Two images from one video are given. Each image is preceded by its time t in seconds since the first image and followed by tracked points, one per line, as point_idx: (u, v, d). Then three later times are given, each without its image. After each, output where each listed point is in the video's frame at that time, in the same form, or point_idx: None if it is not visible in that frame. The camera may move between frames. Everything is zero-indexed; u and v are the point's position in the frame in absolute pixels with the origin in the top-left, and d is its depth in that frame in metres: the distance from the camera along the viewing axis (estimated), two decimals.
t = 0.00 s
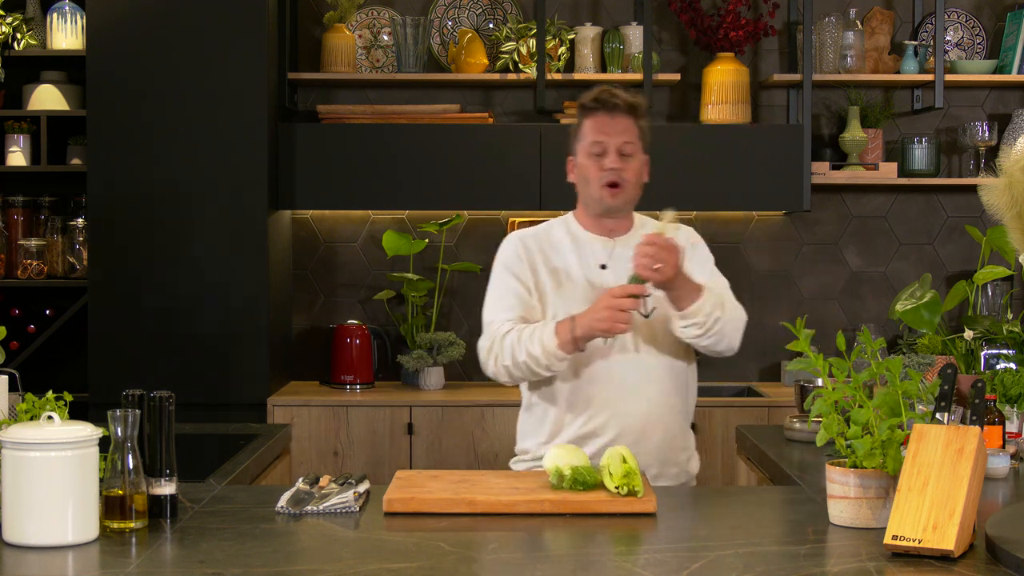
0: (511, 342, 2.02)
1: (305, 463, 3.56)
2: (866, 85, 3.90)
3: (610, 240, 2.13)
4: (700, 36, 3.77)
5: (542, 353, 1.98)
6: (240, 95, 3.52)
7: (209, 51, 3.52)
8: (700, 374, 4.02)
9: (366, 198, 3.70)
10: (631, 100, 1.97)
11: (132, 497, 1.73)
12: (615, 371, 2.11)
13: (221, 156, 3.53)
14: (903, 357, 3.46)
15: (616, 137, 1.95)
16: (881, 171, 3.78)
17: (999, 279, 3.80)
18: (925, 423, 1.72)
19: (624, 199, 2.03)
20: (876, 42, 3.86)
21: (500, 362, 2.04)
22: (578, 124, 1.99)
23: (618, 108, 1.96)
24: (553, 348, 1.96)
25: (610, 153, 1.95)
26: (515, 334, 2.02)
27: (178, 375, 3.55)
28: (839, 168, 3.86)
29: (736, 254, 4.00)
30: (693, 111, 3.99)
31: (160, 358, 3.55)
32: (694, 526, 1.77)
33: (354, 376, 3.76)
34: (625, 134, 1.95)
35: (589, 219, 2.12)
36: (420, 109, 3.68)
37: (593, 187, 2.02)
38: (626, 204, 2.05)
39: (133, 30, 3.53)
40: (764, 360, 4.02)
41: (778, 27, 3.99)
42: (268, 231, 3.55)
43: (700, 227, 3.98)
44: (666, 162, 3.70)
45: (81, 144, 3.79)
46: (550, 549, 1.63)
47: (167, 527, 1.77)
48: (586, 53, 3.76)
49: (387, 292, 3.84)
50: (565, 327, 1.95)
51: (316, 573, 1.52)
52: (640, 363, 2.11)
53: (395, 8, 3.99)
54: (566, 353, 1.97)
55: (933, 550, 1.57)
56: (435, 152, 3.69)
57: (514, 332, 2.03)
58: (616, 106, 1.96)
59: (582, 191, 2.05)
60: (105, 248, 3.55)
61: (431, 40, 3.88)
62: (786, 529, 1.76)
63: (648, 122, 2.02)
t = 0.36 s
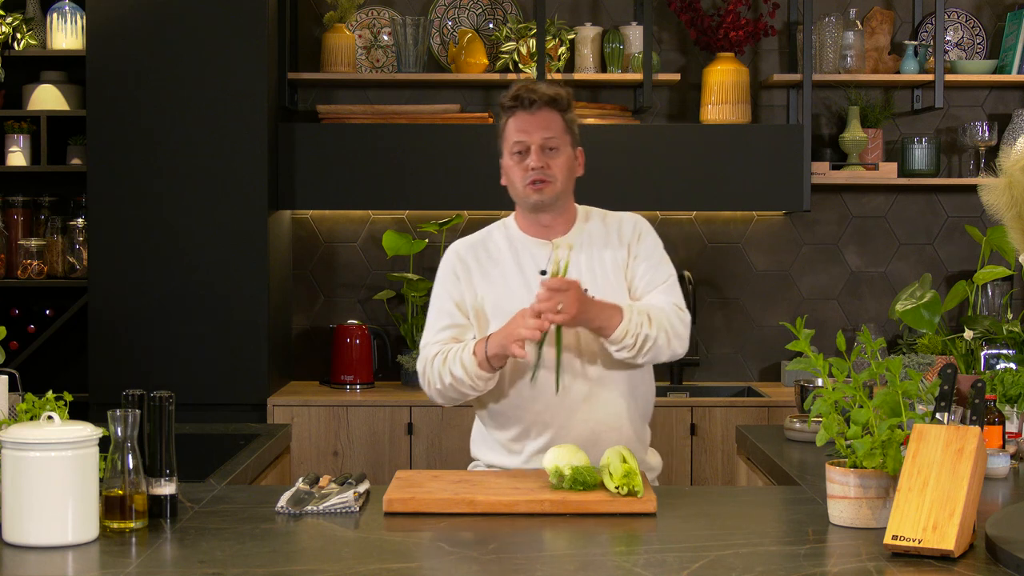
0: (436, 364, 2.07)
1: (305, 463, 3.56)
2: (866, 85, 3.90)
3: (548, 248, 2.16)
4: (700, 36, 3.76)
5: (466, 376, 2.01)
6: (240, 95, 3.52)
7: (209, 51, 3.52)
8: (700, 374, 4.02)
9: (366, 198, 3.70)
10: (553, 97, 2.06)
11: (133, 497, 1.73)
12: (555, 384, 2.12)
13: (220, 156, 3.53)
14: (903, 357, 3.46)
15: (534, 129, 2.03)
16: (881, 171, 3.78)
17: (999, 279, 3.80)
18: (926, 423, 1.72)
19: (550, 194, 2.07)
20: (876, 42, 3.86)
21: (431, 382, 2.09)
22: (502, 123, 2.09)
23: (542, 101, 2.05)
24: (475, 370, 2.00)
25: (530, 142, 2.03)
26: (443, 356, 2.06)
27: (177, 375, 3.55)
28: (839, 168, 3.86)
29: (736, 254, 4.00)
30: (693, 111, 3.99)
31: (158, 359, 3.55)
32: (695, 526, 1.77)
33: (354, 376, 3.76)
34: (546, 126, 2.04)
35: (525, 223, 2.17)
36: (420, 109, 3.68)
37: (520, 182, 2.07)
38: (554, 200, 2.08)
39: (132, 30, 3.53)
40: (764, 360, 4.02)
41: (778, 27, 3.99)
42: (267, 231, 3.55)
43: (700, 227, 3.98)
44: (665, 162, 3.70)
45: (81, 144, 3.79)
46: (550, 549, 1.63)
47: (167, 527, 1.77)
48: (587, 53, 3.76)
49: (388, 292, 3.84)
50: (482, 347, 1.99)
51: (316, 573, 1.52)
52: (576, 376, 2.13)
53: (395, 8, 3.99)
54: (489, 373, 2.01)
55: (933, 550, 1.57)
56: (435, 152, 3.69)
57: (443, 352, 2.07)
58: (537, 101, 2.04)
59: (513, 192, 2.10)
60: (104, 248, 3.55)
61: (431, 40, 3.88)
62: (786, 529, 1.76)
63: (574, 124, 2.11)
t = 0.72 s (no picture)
0: (405, 401, 2.13)
1: (305, 464, 3.56)
2: (866, 85, 3.90)
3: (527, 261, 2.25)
4: (700, 36, 3.76)
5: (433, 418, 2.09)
6: (240, 96, 3.52)
7: (208, 51, 3.52)
8: (700, 374, 4.02)
9: (366, 198, 3.70)
10: (555, 142, 2.04)
11: (133, 497, 1.73)
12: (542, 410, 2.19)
13: (219, 157, 3.53)
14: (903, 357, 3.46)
15: (535, 183, 2.03)
16: (881, 171, 3.78)
17: (999, 279, 3.80)
18: (926, 423, 1.72)
19: (542, 238, 2.13)
20: (876, 42, 3.86)
21: (400, 406, 2.16)
22: (499, 158, 2.06)
23: (543, 150, 2.03)
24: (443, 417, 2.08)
25: (529, 194, 2.04)
26: (420, 381, 2.14)
27: (177, 375, 3.55)
28: (839, 168, 3.86)
29: (736, 254, 4.00)
30: (693, 111, 3.99)
31: (158, 359, 3.55)
32: (694, 526, 1.77)
33: (354, 376, 3.76)
34: (547, 179, 2.03)
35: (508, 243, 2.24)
36: (420, 109, 3.68)
37: (510, 223, 2.10)
38: (544, 241, 2.15)
39: (132, 31, 3.53)
40: (764, 360, 4.02)
41: (778, 27, 3.99)
42: (267, 231, 3.55)
43: (700, 227, 3.98)
44: (665, 162, 3.70)
45: (81, 144, 3.79)
46: (550, 549, 1.63)
47: (167, 527, 1.77)
48: (586, 53, 3.77)
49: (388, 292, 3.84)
50: (454, 401, 2.06)
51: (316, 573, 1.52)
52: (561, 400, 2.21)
53: (395, 8, 3.99)
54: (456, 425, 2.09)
55: (933, 550, 1.57)
56: (435, 152, 3.69)
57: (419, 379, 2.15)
58: (537, 151, 2.02)
59: (501, 223, 2.14)
60: (104, 248, 3.55)
61: (431, 40, 3.88)
62: (786, 529, 1.76)
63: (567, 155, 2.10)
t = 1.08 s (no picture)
0: (442, 403, 2.09)
1: (305, 464, 3.56)
2: (866, 85, 3.90)
3: (528, 266, 2.29)
4: (700, 36, 3.76)
5: (475, 421, 2.05)
6: (240, 96, 3.53)
7: (209, 52, 3.52)
8: (700, 374, 4.02)
9: (366, 198, 3.70)
10: (563, 156, 2.05)
11: (133, 497, 1.73)
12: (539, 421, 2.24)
13: (219, 157, 3.53)
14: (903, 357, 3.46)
15: (544, 195, 2.04)
16: (881, 171, 3.78)
17: (999, 279, 3.80)
18: (926, 423, 1.72)
19: (547, 246, 2.15)
20: (876, 42, 3.86)
21: (434, 412, 2.12)
22: (507, 169, 2.06)
23: (553, 163, 2.04)
24: (487, 421, 2.04)
25: (537, 207, 2.06)
26: (454, 382, 2.11)
27: (176, 375, 3.55)
28: (839, 168, 3.86)
29: (736, 254, 4.00)
30: (693, 111, 3.99)
31: (158, 359, 3.55)
32: (695, 526, 1.77)
33: (354, 376, 3.76)
34: (555, 192, 2.05)
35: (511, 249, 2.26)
36: (420, 109, 3.68)
37: (515, 232, 2.12)
38: (547, 250, 2.17)
39: (132, 31, 3.53)
40: (764, 360, 4.02)
41: (778, 27, 3.99)
42: (267, 231, 3.55)
43: (700, 227, 3.98)
44: (665, 162, 3.70)
45: (81, 144, 3.79)
46: (550, 550, 1.63)
47: (167, 527, 1.77)
48: (586, 53, 3.77)
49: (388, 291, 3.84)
50: (502, 400, 2.02)
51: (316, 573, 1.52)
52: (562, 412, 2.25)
53: (395, 8, 3.99)
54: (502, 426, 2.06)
55: (933, 551, 1.57)
56: (435, 152, 3.69)
57: (450, 381, 2.12)
58: (548, 164, 2.03)
59: (504, 230, 2.16)
60: (104, 248, 3.55)
61: (431, 40, 3.88)
62: (786, 529, 1.76)
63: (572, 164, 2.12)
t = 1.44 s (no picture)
0: (435, 402, 2.09)
1: (305, 464, 3.56)
2: (866, 85, 3.90)
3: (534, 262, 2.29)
4: (700, 36, 3.76)
5: (465, 423, 2.07)
6: (240, 97, 3.53)
7: (209, 52, 3.52)
8: (700, 374, 4.02)
9: (366, 199, 3.70)
10: (604, 143, 2.17)
11: (133, 497, 1.73)
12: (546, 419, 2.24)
13: (219, 157, 3.53)
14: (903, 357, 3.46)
15: (594, 179, 2.15)
16: (881, 171, 3.78)
17: (999, 279, 3.80)
18: (926, 423, 1.72)
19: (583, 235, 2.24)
20: (876, 42, 3.86)
21: (424, 410, 2.12)
22: (558, 160, 2.13)
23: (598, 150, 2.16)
24: (477, 424, 2.06)
25: (589, 192, 2.15)
26: (447, 381, 2.11)
27: (177, 375, 3.55)
28: (839, 168, 3.86)
29: (736, 254, 4.00)
30: (693, 111, 3.99)
31: (158, 359, 3.55)
32: (695, 526, 1.77)
33: (354, 376, 3.76)
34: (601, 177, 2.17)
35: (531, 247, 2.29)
36: (420, 109, 3.68)
37: (563, 223, 2.19)
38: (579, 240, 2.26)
39: (132, 31, 3.53)
40: (764, 360, 4.02)
41: (778, 27, 3.99)
42: (267, 231, 3.55)
43: (700, 227, 3.98)
44: (665, 162, 3.70)
45: (81, 144, 3.79)
46: (550, 550, 1.63)
47: (167, 527, 1.77)
48: (586, 53, 3.76)
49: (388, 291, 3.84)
50: (494, 404, 2.04)
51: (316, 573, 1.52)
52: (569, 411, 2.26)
53: (395, 8, 3.99)
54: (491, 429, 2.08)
55: (933, 551, 1.57)
56: (435, 152, 3.68)
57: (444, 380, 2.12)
58: (596, 150, 2.15)
59: (546, 225, 2.21)
60: (104, 248, 3.55)
61: (431, 40, 3.88)
62: (786, 529, 1.76)
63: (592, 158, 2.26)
